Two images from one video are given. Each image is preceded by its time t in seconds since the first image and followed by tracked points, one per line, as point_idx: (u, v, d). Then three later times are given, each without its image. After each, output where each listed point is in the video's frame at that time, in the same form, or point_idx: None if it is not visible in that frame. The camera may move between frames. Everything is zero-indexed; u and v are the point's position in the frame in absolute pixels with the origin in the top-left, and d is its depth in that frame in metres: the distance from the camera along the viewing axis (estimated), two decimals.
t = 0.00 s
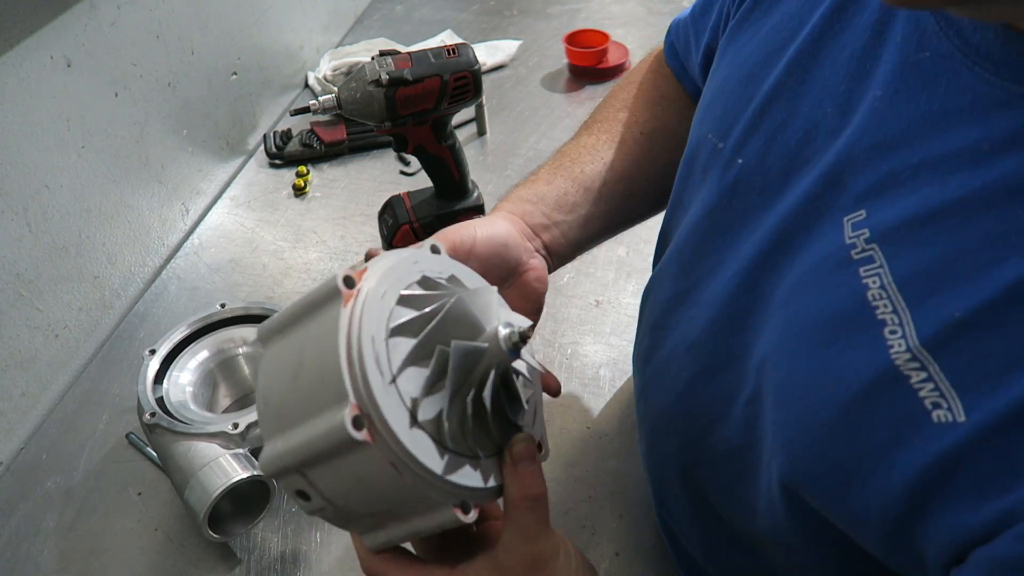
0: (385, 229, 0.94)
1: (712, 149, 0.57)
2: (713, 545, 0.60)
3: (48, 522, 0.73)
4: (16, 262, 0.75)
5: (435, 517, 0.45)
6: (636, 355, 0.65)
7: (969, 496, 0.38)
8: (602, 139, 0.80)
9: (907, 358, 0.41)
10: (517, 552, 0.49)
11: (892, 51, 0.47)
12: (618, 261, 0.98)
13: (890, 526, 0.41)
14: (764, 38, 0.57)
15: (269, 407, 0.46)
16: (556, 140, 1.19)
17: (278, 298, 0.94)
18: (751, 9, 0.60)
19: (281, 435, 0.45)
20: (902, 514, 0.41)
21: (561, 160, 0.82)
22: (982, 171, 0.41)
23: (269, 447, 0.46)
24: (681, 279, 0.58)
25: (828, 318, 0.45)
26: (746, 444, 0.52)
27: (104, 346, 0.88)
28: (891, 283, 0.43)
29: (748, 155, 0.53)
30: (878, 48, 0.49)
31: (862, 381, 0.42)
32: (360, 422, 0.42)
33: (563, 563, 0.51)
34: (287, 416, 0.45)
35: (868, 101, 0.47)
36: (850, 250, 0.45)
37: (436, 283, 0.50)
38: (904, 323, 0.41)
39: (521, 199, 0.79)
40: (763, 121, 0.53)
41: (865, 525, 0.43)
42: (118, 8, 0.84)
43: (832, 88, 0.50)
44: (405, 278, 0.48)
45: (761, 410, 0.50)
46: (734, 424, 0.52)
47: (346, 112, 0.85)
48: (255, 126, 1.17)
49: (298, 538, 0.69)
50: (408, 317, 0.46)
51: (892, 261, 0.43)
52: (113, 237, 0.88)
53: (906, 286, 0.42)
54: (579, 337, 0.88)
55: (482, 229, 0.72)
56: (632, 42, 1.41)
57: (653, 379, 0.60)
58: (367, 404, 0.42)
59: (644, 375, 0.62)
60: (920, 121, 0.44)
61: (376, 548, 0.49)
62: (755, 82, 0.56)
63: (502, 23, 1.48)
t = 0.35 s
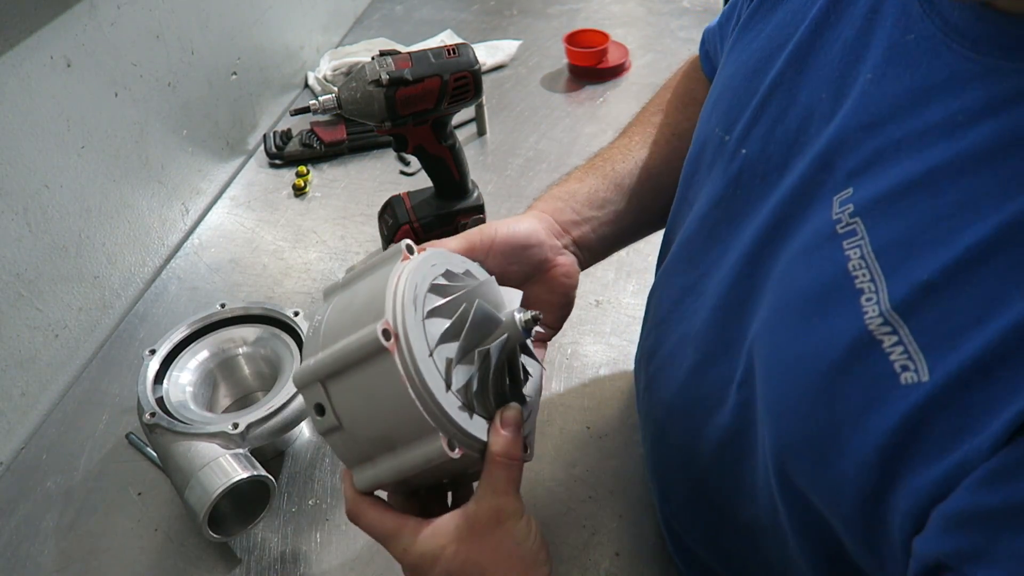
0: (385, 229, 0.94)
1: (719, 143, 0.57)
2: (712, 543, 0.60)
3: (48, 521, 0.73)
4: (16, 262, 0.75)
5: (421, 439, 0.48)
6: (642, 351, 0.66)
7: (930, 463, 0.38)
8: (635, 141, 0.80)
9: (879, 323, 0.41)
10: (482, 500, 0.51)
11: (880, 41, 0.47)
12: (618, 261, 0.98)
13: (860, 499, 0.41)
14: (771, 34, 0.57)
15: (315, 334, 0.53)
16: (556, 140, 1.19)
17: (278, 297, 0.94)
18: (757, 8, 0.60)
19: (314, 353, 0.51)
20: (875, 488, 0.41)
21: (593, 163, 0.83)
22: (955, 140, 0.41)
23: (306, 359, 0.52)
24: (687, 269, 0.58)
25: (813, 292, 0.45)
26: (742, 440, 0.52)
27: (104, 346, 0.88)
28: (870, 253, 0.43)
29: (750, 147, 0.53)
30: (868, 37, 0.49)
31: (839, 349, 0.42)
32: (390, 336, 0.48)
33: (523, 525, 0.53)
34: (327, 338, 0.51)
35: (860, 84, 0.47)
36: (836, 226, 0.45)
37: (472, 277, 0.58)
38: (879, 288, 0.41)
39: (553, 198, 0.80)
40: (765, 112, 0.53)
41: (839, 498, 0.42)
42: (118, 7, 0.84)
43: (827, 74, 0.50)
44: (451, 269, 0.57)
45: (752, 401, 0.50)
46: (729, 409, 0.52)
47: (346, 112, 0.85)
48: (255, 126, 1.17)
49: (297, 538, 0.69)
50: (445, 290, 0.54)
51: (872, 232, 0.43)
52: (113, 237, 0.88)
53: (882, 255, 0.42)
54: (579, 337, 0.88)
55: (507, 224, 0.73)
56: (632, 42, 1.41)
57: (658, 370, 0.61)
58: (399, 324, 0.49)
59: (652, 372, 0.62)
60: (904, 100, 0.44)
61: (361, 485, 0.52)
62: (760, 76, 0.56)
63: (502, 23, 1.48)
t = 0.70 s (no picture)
0: (385, 229, 0.93)
1: (717, 151, 0.57)
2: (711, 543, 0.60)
3: (48, 521, 0.73)
4: (16, 262, 0.75)
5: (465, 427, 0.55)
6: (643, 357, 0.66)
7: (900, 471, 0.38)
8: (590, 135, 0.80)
9: (854, 337, 0.41)
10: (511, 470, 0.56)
11: (872, 46, 0.47)
12: (618, 261, 0.98)
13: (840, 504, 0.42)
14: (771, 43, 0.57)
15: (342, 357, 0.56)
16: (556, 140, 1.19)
17: (278, 297, 0.94)
18: (755, 19, 0.59)
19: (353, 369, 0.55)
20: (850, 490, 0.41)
21: (551, 153, 0.83)
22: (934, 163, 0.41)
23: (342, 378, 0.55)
24: (685, 275, 0.59)
25: (796, 299, 0.45)
26: (739, 443, 0.52)
27: (104, 346, 0.88)
28: (849, 268, 0.43)
29: (746, 155, 0.53)
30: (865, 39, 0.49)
31: (816, 357, 0.42)
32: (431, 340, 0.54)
33: (551, 483, 0.57)
34: (361, 356, 0.55)
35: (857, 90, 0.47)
36: (821, 237, 0.45)
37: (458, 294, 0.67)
38: (853, 301, 0.42)
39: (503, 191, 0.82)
40: (764, 114, 0.53)
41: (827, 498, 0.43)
42: (118, 8, 0.84)
43: (822, 86, 0.51)
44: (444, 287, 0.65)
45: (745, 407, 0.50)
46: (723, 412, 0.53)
47: (346, 112, 0.85)
48: (255, 126, 1.17)
49: (297, 537, 0.69)
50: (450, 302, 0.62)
51: (854, 247, 0.43)
52: (113, 237, 0.88)
53: (860, 271, 0.42)
54: (579, 337, 0.88)
55: (461, 226, 0.77)
56: (633, 42, 1.41)
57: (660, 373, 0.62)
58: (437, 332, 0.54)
59: (656, 381, 0.62)
60: (888, 118, 0.45)
61: (410, 481, 0.57)
62: (757, 88, 0.56)
63: (502, 23, 1.48)
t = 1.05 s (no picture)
0: (385, 229, 0.93)
1: (714, 167, 0.58)
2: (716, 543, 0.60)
3: (49, 521, 0.73)
4: (16, 262, 0.75)
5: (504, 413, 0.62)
6: (644, 361, 0.67)
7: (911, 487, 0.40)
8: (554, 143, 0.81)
9: (860, 362, 0.42)
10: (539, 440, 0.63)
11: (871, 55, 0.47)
12: (618, 261, 0.98)
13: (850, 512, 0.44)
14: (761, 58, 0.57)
15: (378, 360, 0.60)
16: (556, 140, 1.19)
17: (278, 297, 0.94)
18: (743, 36, 0.59)
19: (399, 369, 0.59)
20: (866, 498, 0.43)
21: (518, 159, 0.83)
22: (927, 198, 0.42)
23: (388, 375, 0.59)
24: (689, 285, 0.59)
25: (801, 321, 0.46)
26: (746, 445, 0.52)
27: (104, 346, 0.88)
28: (855, 292, 0.43)
29: (743, 175, 0.53)
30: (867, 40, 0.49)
31: (824, 381, 0.44)
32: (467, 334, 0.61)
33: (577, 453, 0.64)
34: (403, 357, 0.60)
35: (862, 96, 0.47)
36: (824, 259, 0.46)
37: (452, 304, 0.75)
38: (859, 326, 0.43)
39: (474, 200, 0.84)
40: (766, 117, 0.53)
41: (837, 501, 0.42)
42: (118, 8, 0.84)
43: (824, 92, 0.50)
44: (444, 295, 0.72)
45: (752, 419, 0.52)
46: (732, 426, 0.54)
47: (346, 112, 0.85)
48: (255, 126, 1.17)
49: (297, 538, 0.69)
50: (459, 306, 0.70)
51: (857, 271, 0.44)
52: (113, 237, 0.88)
53: (865, 296, 0.43)
54: (579, 337, 0.88)
55: (440, 239, 0.78)
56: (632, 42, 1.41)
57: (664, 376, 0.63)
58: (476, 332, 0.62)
59: (660, 389, 0.63)
60: (886, 144, 0.44)
61: (453, 469, 0.62)
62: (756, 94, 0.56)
63: (502, 23, 1.48)
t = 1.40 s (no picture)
0: (385, 229, 0.93)
1: (706, 178, 0.58)
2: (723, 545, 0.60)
3: (48, 521, 0.73)
4: (16, 262, 0.75)
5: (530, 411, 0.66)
6: (652, 357, 0.68)
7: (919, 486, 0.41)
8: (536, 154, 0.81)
9: (860, 375, 0.43)
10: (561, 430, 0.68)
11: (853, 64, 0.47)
12: (618, 261, 0.98)
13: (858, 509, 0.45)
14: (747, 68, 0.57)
15: (409, 367, 0.61)
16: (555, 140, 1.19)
17: (278, 297, 0.94)
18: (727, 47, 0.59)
19: (435, 374, 0.61)
20: (872, 497, 0.43)
21: (501, 169, 0.84)
22: (918, 211, 0.42)
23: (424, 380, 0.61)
24: (690, 292, 0.60)
25: (797, 334, 0.47)
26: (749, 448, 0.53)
27: (105, 346, 0.88)
28: (849, 306, 0.44)
29: (735, 184, 0.54)
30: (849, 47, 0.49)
31: (824, 395, 0.44)
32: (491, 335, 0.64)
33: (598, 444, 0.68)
34: (435, 365, 0.61)
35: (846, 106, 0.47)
36: (816, 273, 0.46)
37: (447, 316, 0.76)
38: (856, 340, 0.43)
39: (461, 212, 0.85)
40: (757, 125, 0.53)
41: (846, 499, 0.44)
42: (118, 7, 0.84)
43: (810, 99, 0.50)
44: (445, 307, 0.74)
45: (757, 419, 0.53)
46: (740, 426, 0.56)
47: (346, 112, 0.85)
48: (255, 126, 1.17)
49: (297, 537, 0.69)
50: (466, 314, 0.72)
51: (851, 284, 0.44)
52: (113, 237, 0.88)
53: (860, 309, 0.43)
54: (579, 337, 0.88)
55: (434, 252, 0.79)
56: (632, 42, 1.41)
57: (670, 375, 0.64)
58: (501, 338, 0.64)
59: (665, 391, 0.64)
60: (872, 162, 0.45)
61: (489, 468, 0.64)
62: (745, 101, 0.56)
63: (501, 23, 1.49)
